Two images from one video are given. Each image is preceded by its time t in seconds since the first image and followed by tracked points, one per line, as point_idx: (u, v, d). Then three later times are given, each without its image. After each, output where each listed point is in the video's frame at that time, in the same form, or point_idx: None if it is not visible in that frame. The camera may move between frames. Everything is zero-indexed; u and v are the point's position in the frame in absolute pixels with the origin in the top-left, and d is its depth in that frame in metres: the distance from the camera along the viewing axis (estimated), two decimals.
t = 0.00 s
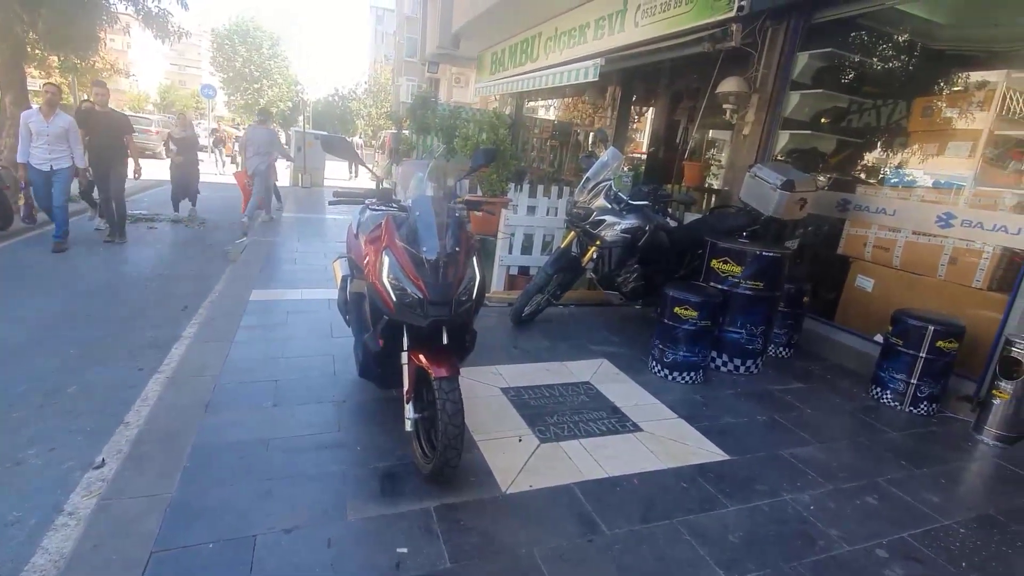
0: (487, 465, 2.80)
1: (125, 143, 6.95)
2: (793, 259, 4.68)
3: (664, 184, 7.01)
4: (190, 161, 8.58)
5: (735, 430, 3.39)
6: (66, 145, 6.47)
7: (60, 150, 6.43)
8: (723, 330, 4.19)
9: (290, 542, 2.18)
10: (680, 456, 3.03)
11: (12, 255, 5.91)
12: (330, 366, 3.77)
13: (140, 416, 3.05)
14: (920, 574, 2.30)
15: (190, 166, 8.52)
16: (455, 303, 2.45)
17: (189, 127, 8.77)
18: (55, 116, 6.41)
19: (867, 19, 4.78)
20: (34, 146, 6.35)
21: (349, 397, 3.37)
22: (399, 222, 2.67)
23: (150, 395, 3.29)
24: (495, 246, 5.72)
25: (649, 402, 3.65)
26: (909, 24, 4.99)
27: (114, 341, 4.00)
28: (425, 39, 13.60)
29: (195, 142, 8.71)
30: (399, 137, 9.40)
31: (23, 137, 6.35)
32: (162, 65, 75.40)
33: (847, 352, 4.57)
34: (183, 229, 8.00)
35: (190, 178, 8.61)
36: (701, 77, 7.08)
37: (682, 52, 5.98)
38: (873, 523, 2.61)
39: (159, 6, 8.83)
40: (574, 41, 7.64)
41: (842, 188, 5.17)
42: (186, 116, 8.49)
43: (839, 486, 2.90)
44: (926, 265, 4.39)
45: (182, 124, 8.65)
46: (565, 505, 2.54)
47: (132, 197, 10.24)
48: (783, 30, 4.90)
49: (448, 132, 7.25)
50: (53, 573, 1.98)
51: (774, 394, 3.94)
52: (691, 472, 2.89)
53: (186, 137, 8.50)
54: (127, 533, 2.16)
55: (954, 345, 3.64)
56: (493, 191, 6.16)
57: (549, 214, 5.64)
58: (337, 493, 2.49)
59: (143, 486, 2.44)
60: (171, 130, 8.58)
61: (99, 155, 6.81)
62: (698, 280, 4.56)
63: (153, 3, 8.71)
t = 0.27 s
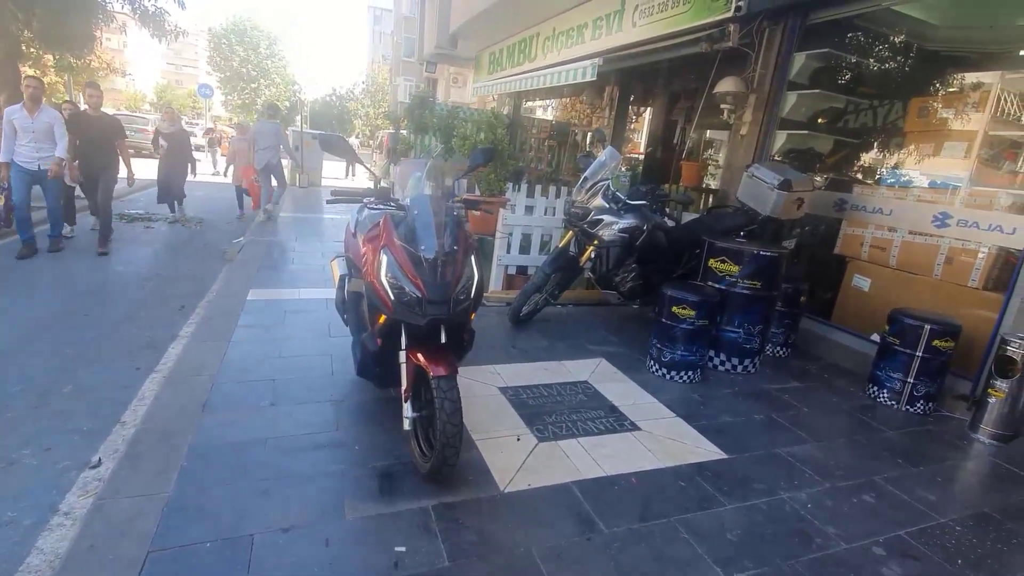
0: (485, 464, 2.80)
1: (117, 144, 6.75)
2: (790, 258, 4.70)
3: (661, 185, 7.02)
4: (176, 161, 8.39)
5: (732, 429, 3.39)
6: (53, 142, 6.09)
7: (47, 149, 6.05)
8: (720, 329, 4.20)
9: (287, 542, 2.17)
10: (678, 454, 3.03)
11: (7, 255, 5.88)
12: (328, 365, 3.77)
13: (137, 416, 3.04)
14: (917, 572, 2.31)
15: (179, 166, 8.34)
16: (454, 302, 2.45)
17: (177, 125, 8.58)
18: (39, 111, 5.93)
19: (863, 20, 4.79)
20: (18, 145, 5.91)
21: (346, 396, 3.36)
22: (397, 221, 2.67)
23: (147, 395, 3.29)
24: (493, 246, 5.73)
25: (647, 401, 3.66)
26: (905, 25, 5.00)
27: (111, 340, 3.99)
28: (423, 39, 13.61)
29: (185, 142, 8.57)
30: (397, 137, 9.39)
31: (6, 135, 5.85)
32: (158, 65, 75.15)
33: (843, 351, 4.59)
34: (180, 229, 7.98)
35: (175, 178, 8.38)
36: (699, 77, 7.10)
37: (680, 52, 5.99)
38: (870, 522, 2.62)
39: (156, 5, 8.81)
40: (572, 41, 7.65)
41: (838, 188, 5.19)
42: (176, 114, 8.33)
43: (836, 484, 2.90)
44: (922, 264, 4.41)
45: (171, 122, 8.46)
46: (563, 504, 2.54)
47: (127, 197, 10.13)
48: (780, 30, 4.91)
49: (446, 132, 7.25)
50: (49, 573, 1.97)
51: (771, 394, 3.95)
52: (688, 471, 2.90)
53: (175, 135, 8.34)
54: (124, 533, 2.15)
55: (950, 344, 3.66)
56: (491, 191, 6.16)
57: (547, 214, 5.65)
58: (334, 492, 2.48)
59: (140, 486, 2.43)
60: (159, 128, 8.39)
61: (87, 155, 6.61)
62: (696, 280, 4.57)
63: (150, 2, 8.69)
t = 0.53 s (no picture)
0: (483, 463, 2.80)
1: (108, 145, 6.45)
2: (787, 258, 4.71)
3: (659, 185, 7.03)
4: (169, 164, 8.05)
5: (730, 428, 3.40)
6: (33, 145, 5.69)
7: (27, 151, 5.66)
8: (718, 329, 4.20)
9: (286, 542, 2.17)
10: (676, 454, 3.04)
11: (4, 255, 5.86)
12: (326, 365, 3.77)
13: (135, 417, 3.04)
14: (914, 570, 2.32)
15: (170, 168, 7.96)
16: (451, 302, 2.45)
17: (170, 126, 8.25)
18: (15, 111, 5.58)
19: (860, 21, 4.81)
20: None
21: (344, 396, 3.36)
22: (395, 221, 2.67)
23: (144, 395, 3.29)
24: (491, 246, 5.73)
25: (645, 401, 3.67)
26: (903, 26, 5.01)
27: (108, 341, 3.98)
28: (421, 40, 13.61)
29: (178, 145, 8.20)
30: (395, 137, 9.38)
31: None
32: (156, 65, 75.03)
33: (841, 351, 4.60)
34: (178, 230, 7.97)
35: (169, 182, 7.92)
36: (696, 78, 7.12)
37: (677, 53, 6.00)
38: (867, 520, 2.63)
39: (154, 6, 8.79)
40: (570, 42, 7.66)
41: (835, 188, 5.21)
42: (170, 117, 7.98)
43: (833, 483, 2.91)
44: (919, 264, 4.43)
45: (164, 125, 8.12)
46: (561, 503, 2.55)
47: (125, 197, 10.15)
48: (777, 30, 4.92)
49: (444, 132, 7.25)
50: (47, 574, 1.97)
51: (769, 393, 3.96)
52: (686, 470, 2.90)
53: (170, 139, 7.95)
54: (122, 533, 2.15)
55: (946, 344, 3.67)
56: (489, 191, 6.17)
57: (545, 214, 5.65)
58: (333, 492, 2.49)
59: (138, 486, 2.43)
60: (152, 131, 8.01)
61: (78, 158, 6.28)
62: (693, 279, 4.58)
63: (148, 3, 8.67)
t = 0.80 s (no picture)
0: (481, 464, 2.80)
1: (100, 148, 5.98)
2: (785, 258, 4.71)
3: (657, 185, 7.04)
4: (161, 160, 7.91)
5: (727, 428, 3.41)
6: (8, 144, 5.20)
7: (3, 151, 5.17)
8: (716, 329, 4.21)
9: (283, 544, 2.17)
10: (673, 454, 3.04)
11: None
12: (324, 366, 3.77)
13: (132, 418, 3.03)
14: (911, 570, 2.32)
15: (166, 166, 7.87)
16: (449, 303, 2.45)
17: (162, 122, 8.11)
18: None
19: (856, 21, 4.84)
20: None
21: (342, 397, 3.36)
22: (392, 221, 2.67)
23: (141, 396, 3.28)
24: (489, 247, 5.73)
25: (643, 401, 3.67)
26: (899, 26, 5.05)
27: (105, 342, 3.97)
28: (419, 40, 13.60)
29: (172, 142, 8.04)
30: (393, 137, 9.36)
31: None
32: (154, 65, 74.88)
33: (838, 351, 4.61)
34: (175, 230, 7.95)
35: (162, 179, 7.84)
36: (694, 78, 7.13)
37: (675, 53, 6.00)
38: (864, 520, 2.63)
39: (151, 6, 8.76)
40: (567, 42, 7.66)
41: (832, 188, 5.22)
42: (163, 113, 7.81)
43: (830, 483, 2.92)
44: (915, 264, 4.44)
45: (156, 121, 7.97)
46: (559, 504, 2.54)
47: (125, 197, 10.24)
48: (774, 31, 4.93)
49: (442, 132, 7.23)
50: None
51: (766, 393, 3.97)
52: (684, 470, 2.91)
53: (162, 135, 7.80)
54: (118, 535, 2.15)
55: (943, 343, 3.68)
56: (487, 191, 6.18)
57: (543, 214, 5.66)
58: (330, 493, 2.48)
59: (134, 488, 2.42)
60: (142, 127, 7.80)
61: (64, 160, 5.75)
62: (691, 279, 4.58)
63: (145, 3, 8.65)
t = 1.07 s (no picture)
0: (480, 465, 2.80)
1: (94, 148, 5.62)
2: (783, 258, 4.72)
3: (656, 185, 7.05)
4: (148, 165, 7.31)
5: (726, 428, 3.42)
6: None
7: None
8: (715, 329, 4.21)
9: (282, 544, 2.17)
10: (672, 454, 3.05)
11: None
12: (323, 366, 3.76)
13: (130, 419, 3.03)
14: (909, 570, 2.33)
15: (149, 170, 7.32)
16: (448, 303, 2.45)
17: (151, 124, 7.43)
18: None
19: (854, 22, 4.86)
20: None
21: (341, 398, 3.35)
22: (391, 222, 2.67)
23: (139, 397, 3.27)
24: (488, 247, 5.73)
25: (642, 401, 3.68)
26: (896, 28, 5.07)
27: (103, 344, 3.96)
28: (417, 40, 13.60)
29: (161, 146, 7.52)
30: (392, 138, 9.35)
31: None
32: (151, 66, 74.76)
33: (836, 351, 4.62)
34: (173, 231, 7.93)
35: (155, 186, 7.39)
36: (693, 78, 7.14)
37: (674, 53, 6.01)
38: (863, 519, 2.64)
39: (148, 6, 8.74)
40: (566, 43, 7.67)
41: (830, 188, 5.23)
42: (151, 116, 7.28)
43: (828, 483, 2.92)
44: (913, 264, 4.45)
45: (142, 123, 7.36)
46: (559, 504, 2.55)
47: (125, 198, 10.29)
48: (771, 32, 4.94)
49: (440, 132, 7.23)
50: None
51: (765, 393, 3.98)
52: (683, 470, 2.91)
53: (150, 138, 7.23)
54: (117, 536, 2.15)
55: (941, 343, 3.69)
56: (486, 191, 6.18)
57: (542, 214, 5.66)
58: (329, 494, 2.48)
59: (134, 489, 2.42)
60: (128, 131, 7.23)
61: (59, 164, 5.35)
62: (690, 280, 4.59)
63: (142, 3, 8.62)
